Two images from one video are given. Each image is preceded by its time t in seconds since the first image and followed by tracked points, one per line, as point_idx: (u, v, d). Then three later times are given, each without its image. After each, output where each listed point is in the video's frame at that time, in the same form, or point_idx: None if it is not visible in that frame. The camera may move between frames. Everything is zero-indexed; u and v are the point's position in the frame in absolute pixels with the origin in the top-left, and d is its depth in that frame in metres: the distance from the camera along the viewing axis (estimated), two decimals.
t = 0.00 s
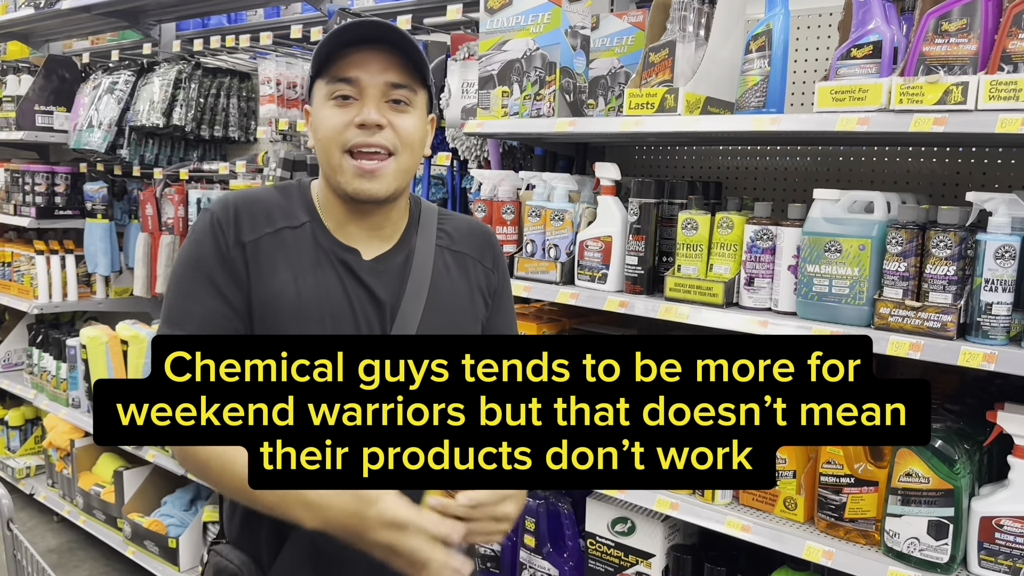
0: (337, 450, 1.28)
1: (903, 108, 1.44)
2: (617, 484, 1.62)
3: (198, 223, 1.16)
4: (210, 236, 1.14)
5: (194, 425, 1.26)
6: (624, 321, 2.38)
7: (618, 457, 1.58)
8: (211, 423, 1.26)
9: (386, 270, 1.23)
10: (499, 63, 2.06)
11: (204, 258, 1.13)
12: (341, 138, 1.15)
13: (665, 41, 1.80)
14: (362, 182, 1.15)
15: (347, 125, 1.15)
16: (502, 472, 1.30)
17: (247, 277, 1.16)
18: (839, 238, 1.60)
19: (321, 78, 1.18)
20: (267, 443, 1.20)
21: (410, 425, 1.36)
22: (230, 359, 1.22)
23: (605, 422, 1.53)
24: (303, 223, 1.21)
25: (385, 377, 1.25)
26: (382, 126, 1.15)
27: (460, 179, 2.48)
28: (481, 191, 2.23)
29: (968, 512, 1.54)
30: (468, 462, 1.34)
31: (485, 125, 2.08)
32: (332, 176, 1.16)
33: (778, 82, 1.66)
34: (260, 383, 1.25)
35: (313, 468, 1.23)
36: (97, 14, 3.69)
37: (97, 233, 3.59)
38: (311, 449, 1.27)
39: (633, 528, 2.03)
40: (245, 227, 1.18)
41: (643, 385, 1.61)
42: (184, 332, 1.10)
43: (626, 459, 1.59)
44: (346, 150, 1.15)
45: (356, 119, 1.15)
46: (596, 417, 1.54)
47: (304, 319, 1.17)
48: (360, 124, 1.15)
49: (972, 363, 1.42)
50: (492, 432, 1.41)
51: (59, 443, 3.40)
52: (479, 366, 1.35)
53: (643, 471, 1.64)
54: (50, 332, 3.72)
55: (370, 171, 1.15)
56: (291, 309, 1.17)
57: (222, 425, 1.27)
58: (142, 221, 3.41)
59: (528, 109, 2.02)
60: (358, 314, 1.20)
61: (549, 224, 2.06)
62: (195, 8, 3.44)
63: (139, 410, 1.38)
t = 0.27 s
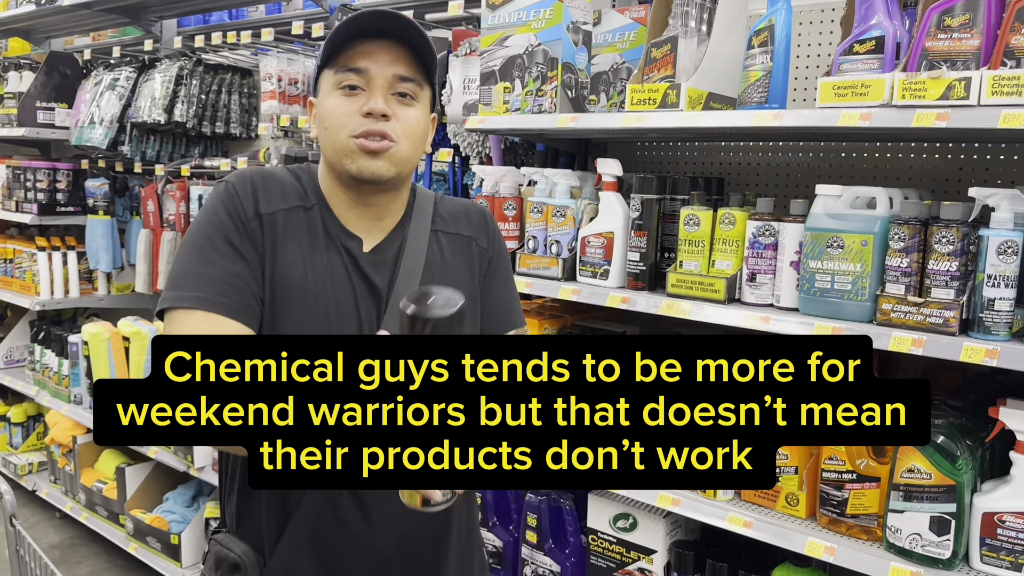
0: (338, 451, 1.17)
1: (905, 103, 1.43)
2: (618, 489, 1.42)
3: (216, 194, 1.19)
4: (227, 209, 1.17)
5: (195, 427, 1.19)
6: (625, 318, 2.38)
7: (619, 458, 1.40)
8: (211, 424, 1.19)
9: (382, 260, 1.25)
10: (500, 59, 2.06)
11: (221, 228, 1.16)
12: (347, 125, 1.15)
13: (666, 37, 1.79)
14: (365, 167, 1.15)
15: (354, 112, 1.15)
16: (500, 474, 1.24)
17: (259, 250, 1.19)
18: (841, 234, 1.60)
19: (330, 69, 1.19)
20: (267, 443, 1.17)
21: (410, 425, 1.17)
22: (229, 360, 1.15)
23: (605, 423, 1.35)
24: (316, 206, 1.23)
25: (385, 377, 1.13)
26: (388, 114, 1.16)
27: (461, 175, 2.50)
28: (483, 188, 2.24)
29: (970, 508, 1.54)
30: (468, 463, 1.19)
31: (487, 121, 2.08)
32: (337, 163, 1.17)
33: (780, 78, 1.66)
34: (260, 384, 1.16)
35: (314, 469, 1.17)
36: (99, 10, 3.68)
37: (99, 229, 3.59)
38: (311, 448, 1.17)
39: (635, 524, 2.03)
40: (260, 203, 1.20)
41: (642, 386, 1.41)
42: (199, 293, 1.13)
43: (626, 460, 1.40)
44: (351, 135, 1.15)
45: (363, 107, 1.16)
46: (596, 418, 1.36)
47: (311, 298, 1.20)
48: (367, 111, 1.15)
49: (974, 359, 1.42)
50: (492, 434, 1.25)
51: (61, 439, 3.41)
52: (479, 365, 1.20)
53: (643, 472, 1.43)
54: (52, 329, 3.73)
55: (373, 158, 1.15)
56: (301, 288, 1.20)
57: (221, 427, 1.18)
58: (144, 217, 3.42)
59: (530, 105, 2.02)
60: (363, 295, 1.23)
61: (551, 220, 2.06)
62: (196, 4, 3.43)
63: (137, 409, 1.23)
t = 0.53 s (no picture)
0: (338, 450, 1.23)
1: (907, 99, 1.43)
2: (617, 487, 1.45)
3: (216, 177, 1.20)
4: (223, 193, 1.18)
5: (195, 427, 1.27)
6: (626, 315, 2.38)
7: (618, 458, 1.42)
8: (212, 424, 1.26)
9: (386, 253, 1.25)
10: (501, 56, 2.06)
11: (214, 210, 1.17)
12: (375, 127, 1.15)
13: (668, 33, 1.80)
14: (396, 170, 1.16)
15: (383, 114, 1.16)
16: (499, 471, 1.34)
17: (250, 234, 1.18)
18: (843, 230, 1.60)
19: (349, 65, 1.17)
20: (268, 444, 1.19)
21: (410, 425, 1.30)
22: (230, 361, 1.22)
23: (605, 422, 1.37)
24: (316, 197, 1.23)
25: (385, 377, 1.21)
26: (417, 117, 1.17)
27: (462, 171, 2.51)
28: (484, 184, 2.24)
29: (971, 505, 1.54)
30: (467, 462, 1.32)
31: (488, 118, 2.08)
32: (362, 164, 1.16)
33: (781, 74, 1.66)
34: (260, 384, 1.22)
35: (314, 468, 1.19)
36: (100, 7, 3.68)
37: (99, 226, 3.59)
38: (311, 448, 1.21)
39: (636, 520, 2.03)
40: (257, 189, 1.20)
41: (642, 385, 1.38)
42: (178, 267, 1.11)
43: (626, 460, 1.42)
44: (380, 138, 1.16)
45: (391, 108, 1.16)
46: (596, 417, 1.38)
47: (301, 288, 1.19)
48: (396, 114, 1.16)
49: (976, 355, 1.42)
50: (492, 433, 1.34)
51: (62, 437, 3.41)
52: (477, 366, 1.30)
53: (643, 471, 1.44)
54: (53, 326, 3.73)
55: (405, 160, 1.16)
56: (290, 275, 1.19)
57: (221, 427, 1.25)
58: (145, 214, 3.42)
59: (531, 102, 2.01)
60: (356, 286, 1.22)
61: (552, 216, 2.06)
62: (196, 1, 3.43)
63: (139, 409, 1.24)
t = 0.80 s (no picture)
0: (337, 450, 1.20)
1: (907, 97, 1.43)
2: (618, 485, 1.51)
3: (200, 201, 1.16)
4: (208, 216, 1.14)
5: (195, 427, 1.30)
6: (626, 313, 2.39)
7: (618, 458, 1.48)
8: (211, 424, 1.30)
9: (397, 257, 1.23)
10: (502, 54, 2.06)
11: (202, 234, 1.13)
12: (356, 135, 1.14)
13: (668, 31, 1.79)
14: (376, 178, 1.14)
15: (363, 121, 1.14)
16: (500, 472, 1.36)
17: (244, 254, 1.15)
18: (843, 228, 1.60)
19: (336, 71, 1.17)
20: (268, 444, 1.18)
21: (410, 425, 1.32)
22: (229, 360, 1.22)
23: (605, 422, 1.43)
24: (311, 205, 1.19)
25: (385, 377, 1.21)
26: (398, 123, 1.15)
27: (463, 170, 2.50)
28: (485, 182, 2.24)
29: (971, 502, 1.54)
30: (468, 461, 1.33)
31: (489, 116, 2.08)
32: (345, 172, 1.16)
33: (781, 72, 1.66)
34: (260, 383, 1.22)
35: (314, 469, 1.17)
36: (101, 6, 3.69)
37: (101, 225, 3.59)
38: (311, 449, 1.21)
39: (637, 518, 2.04)
40: (246, 206, 1.16)
41: (642, 385, 1.47)
42: (171, 300, 1.10)
43: (626, 460, 1.49)
44: (360, 145, 1.14)
45: (372, 115, 1.14)
46: (596, 417, 1.44)
47: (306, 302, 1.17)
48: (376, 121, 1.14)
49: (975, 352, 1.42)
50: (491, 433, 1.37)
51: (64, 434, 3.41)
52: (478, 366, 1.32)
53: (643, 471, 1.52)
54: (55, 324, 3.74)
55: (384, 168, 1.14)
56: (291, 289, 1.16)
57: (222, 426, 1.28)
58: (146, 213, 3.43)
59: (531, 100, 2.01)
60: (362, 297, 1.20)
61: (552, 214, 2.07)
62: None
63: (139, 409, 1.24)
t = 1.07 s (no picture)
0: (337, 450, 1.22)
1: (907, 95, 1.43)
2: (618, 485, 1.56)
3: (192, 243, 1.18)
4: (202, 255, 1.16)
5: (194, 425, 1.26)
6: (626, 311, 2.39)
7: (618, 457, 1.52)
8: (211, 423, 1.27)
9: (402, 259, 1.23)
10: (502, 53, 2.06)
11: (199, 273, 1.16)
12: (360, 144, 1.15)
13: (669, 29, 1.78)
14: (383, 183, 1.16)
15: (365, 129, 1.15)
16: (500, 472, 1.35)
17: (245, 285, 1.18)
18: (843, 226, 1.60)
19: (334, 78, 1.17)
20: (267, 444, 1.22)
21: (410, 425, 1.33)
22: (230, 360, 1.21)
23: (604, 423, 1.48)
24: (301, 221, 1.21)
25: (386, 377, 1.21)
26: (401, 130, 1.15)
27: (463, 169, 2.49)
28: (485, 181, 2.24)
29: (971, 500, 1.54)
30: (468, 461, 1.34)
31: (489, 115, 2.08)
32: (352, 178, 1.17)
33: (782, 70, 1.66)
34: (260, 383, 1.22)
35: (314, 468, 1.20)
36: (102, 5, 3.69)
37: (103, 224, 3.58)
38: (312, 449, 1.24)
39: (637, 516, 2.04)
40: (238, 237, 1.18)
41: (643, 385, 1.56)
42: (179, 340, 1.15)
43: (626, 459, 1.54)
44: (365, 152, 1.16)
45: (373, 123, 1.15)
46: (596, 417, 1.50)
47: (311, 312, 1.17)
48: (378, 130, 1.14)
49: (975, 350, 1.42)
50: (492, 433, 1.40)
51: (66, 433, 3.42)
52: (478, 366, 1.32)
53: (642, 470, 1.59)
54: (56, 323, 3.75)
55: (390, 175, 1.16)
56: (296, 302, 1.17)
57: (222, 426, 1.27)
58: (147, 212, 3.42)
59: (532, 98, 2.02)
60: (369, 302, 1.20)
61: (553, 213, 2.07)
62: None
63: (140, 409, 1.32)
